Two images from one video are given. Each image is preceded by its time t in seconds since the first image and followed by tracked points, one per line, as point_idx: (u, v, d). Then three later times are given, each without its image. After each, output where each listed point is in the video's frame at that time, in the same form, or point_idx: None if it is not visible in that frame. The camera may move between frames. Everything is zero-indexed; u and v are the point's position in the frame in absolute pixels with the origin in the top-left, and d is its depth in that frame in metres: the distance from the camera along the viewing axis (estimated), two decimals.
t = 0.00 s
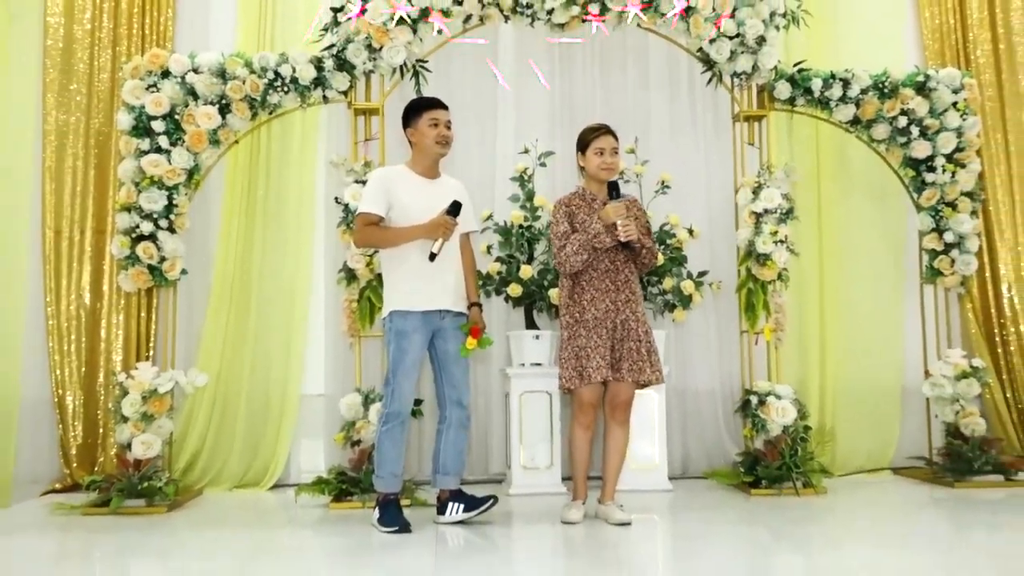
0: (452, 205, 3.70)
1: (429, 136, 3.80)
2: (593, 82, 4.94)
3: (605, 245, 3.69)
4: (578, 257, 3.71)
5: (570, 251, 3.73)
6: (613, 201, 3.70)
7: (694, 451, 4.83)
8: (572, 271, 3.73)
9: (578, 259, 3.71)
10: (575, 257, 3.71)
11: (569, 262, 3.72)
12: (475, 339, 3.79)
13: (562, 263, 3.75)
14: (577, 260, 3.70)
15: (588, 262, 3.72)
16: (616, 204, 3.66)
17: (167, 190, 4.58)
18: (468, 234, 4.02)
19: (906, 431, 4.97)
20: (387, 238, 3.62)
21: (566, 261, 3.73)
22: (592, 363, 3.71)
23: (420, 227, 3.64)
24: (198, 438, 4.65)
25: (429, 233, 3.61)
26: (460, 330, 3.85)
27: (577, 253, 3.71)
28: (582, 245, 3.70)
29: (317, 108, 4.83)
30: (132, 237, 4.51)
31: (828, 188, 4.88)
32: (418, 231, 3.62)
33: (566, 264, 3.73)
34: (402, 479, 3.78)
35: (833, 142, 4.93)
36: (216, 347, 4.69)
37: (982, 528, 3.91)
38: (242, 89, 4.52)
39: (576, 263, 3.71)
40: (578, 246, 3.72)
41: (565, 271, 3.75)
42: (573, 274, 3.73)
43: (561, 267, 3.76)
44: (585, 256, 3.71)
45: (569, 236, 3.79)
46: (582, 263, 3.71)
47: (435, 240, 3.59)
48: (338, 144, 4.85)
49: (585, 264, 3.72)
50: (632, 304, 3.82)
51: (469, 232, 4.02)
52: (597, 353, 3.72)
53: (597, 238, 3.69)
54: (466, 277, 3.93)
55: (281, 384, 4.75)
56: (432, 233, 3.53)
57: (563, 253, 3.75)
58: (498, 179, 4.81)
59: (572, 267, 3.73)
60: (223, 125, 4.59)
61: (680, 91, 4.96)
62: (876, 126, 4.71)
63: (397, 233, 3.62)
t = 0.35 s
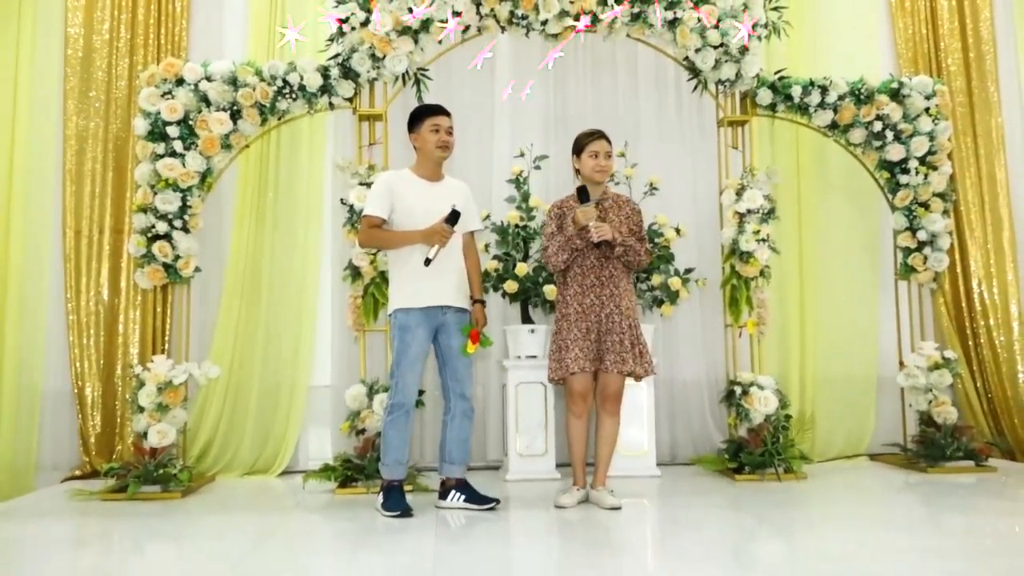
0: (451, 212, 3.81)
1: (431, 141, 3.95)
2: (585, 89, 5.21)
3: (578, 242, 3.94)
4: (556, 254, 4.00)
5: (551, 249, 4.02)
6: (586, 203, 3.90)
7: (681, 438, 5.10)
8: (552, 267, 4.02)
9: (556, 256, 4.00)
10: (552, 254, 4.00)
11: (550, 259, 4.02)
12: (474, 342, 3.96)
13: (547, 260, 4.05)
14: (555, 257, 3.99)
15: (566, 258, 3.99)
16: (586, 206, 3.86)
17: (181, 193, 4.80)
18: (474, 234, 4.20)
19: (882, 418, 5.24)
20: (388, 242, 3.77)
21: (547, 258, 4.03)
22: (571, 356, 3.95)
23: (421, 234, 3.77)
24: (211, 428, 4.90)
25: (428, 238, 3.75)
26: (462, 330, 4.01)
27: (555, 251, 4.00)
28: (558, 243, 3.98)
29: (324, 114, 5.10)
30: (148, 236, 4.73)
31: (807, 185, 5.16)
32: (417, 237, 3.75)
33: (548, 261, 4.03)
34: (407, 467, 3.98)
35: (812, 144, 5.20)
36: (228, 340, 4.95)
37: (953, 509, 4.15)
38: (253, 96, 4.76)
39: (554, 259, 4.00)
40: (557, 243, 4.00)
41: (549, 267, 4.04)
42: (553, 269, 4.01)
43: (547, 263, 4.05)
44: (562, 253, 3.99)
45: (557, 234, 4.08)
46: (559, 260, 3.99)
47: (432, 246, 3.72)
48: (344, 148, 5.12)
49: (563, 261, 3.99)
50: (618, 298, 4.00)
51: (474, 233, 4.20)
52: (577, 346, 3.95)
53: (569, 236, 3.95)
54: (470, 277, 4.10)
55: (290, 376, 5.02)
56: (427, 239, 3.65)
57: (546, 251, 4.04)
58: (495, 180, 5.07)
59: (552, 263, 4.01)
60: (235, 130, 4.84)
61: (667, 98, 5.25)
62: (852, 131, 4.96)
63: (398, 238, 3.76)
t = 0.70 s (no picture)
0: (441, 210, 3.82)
1: (413, 141, 3.91)
2: (579, 89, 5.20)
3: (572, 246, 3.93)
4: (549, 255, 3.99)
5: (544, 249, 4.01)
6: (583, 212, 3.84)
7: (677, 436, 5.09)
8: (546, 266, 4.01)
9: (549, 256, 3.99)
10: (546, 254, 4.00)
11: (543, 258, 4.01)
12: (466, 340, 3.94)
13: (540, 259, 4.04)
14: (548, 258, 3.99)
15: (560, 259, 3.98)
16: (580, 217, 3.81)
17: (174, 193, 4.78)
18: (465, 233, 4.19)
19: (878, 414, 5.25)
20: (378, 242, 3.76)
21: (541, 257, 4.02)
22: (564, 355, 3.94)
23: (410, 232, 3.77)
24: (206, 430, 4.88)
25: (418, 235, 3.74)
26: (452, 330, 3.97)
27: (548, 252, 4.00)
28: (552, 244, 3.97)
29: (318, 114, 5.10)
30: (141, 237, 4.71)
31: (801, 182, 5.16)
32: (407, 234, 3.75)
33: (541, 259, 4.02)
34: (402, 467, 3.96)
35: (806, 141, 5.21)
36: (223, 340, 4.93)
37: (949, 505, 4.14)
38: (246, 96, 4.74)
39: (547, 259, 4.00)
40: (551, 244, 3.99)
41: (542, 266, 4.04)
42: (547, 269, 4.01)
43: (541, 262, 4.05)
44: (555, 254, 3.98)
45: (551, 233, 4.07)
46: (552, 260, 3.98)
47: (423, 241, 3.72)
48: (338, 148, 5.11)
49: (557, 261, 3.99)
50: (612, 300, 3.98)
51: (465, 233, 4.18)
52: (570, 345, 3.95)
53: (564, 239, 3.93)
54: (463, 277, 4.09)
55: (286, 377, 5.01)
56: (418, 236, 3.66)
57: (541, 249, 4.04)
58: (489, 178, 5.07)
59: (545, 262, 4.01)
60: (228, 130, 4.82)
61: (661, 96, 5.25)
62: (846, 128, 4.96)
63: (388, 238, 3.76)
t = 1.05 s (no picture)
0: (421, 194, 3.85)
1: (400, 143, 3.88)
2: (574, 88, 5.20)
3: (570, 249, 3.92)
4: (547, 258, 3.98)
5: (542, 253, 4.00)
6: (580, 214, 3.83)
7: (671, 436, 5.09)
8: (543, 270, 4.00)
9: (547, 259, 3.98)
10: (543, 258, 3.99)
11: (540, 262, 4.00)
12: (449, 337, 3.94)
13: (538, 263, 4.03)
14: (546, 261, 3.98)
15: (558, 263, 3.98)
16: (574, 222, 3.80)
17: (167, 193, 4.76)
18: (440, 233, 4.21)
19: (873, 413, 5.25)
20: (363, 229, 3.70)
21: (539, 262, 4.01)
22: (568, 355, 3.92)
23: (395, 219, 3.72)
24: (200, 431, 4.86)
25: (402, 222, 3.69)
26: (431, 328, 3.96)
27: (546, 255, 3.99)
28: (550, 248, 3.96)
29: (311, 114, 5.08)
30: (134, 238, 4.69)
31: (795, 182, 5.17)
32: (391, 222, 3.69)
33: (539, 264, 4.01)
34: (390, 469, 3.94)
35: (800, 140, 5.22)
36: (217, 341, 4.91)
37: (943, 505, 4.14)
38: (238, 96, 4.71)
39: (545, 263, 3.99)
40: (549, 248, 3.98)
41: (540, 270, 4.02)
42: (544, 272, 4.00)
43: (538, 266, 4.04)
44: (553, 259, 3.97)
45: (549, 236, 4.06)
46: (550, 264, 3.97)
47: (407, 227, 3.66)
48: (332, 148, 5.10)
49: (554, 265, 3.98)
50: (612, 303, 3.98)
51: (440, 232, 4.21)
52: (572, 345, 3.93)
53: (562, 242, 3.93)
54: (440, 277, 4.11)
55: (280, 379, 5.00)
56: (401, 220, 3.59)
57: (538, 254, 4.03)
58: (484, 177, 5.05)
59: (543, 266, 4.00)
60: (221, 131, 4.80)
61: (655, 96, 5.25)
62: (840, 127, 4.96)
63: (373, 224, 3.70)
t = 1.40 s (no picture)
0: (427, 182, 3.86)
1: (396, 142, 3.86)
2: (571, 88, 5.20)
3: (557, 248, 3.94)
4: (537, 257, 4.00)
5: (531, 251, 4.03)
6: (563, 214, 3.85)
7: (669, 437, 5.08)
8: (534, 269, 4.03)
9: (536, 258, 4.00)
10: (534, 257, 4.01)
11: (531, 261, 4.02)
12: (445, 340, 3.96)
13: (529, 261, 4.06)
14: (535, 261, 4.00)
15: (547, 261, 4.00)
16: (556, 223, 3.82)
17: (164, 193, 4.75)
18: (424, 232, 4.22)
19: (871, 413, 5.25)
20: (378, 207, 3.66)
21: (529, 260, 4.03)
22: (559, 355, 3.91)
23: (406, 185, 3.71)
24: (196, 431, 4.85)
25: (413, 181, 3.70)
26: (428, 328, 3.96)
27: (536, 255, 4.01)
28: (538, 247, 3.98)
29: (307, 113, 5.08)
30: (131, 237, 4.68)
31: (793, 182, 5.16)
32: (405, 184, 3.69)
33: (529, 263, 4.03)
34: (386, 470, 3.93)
35: (797, 139, 5.22)
36: (213, 343, 4.90)
37: (941, 505, 4.13)
38: (235, 95, 4.70)
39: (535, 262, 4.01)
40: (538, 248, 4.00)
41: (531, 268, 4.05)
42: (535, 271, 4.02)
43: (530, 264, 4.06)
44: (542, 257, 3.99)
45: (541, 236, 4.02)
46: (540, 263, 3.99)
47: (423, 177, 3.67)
48: (329, 148, 5.09)
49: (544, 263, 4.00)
50: (605, 302, 3.93)
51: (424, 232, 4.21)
52: (564, 346, 3.91)
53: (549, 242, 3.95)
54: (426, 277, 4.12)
55: (276, 379, 4.99)
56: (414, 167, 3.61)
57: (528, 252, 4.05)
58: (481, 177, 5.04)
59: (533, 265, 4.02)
60: (218, 130, 4.79)
61: (652, 95, 5.25)
62: (837, 127, 4.95)
63: (385, 200, 3.67)
